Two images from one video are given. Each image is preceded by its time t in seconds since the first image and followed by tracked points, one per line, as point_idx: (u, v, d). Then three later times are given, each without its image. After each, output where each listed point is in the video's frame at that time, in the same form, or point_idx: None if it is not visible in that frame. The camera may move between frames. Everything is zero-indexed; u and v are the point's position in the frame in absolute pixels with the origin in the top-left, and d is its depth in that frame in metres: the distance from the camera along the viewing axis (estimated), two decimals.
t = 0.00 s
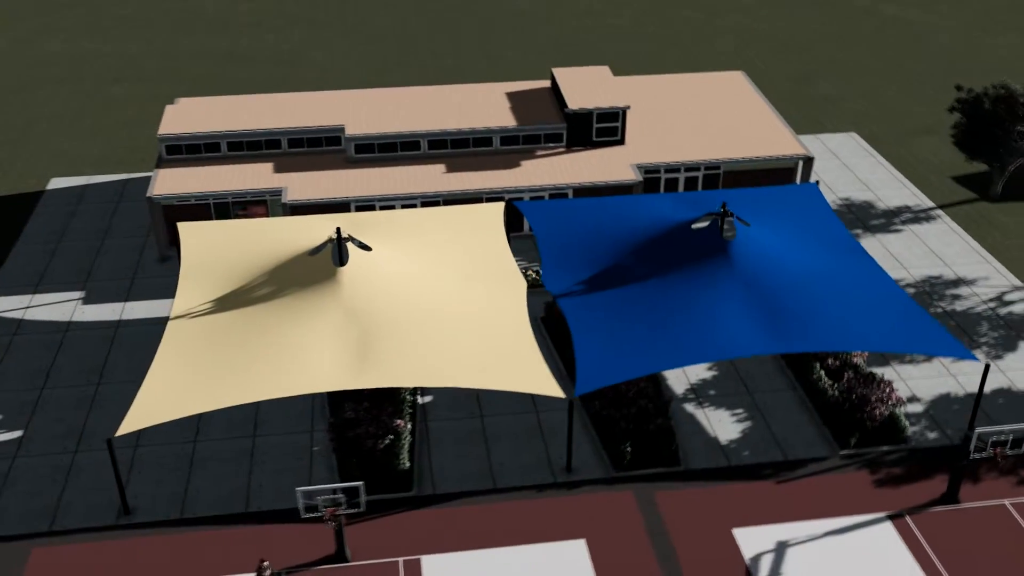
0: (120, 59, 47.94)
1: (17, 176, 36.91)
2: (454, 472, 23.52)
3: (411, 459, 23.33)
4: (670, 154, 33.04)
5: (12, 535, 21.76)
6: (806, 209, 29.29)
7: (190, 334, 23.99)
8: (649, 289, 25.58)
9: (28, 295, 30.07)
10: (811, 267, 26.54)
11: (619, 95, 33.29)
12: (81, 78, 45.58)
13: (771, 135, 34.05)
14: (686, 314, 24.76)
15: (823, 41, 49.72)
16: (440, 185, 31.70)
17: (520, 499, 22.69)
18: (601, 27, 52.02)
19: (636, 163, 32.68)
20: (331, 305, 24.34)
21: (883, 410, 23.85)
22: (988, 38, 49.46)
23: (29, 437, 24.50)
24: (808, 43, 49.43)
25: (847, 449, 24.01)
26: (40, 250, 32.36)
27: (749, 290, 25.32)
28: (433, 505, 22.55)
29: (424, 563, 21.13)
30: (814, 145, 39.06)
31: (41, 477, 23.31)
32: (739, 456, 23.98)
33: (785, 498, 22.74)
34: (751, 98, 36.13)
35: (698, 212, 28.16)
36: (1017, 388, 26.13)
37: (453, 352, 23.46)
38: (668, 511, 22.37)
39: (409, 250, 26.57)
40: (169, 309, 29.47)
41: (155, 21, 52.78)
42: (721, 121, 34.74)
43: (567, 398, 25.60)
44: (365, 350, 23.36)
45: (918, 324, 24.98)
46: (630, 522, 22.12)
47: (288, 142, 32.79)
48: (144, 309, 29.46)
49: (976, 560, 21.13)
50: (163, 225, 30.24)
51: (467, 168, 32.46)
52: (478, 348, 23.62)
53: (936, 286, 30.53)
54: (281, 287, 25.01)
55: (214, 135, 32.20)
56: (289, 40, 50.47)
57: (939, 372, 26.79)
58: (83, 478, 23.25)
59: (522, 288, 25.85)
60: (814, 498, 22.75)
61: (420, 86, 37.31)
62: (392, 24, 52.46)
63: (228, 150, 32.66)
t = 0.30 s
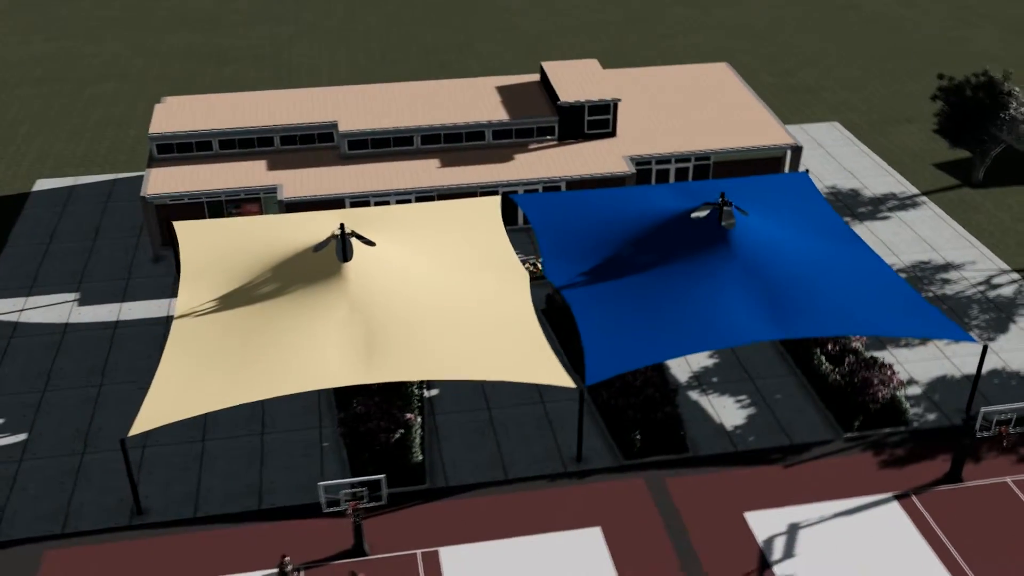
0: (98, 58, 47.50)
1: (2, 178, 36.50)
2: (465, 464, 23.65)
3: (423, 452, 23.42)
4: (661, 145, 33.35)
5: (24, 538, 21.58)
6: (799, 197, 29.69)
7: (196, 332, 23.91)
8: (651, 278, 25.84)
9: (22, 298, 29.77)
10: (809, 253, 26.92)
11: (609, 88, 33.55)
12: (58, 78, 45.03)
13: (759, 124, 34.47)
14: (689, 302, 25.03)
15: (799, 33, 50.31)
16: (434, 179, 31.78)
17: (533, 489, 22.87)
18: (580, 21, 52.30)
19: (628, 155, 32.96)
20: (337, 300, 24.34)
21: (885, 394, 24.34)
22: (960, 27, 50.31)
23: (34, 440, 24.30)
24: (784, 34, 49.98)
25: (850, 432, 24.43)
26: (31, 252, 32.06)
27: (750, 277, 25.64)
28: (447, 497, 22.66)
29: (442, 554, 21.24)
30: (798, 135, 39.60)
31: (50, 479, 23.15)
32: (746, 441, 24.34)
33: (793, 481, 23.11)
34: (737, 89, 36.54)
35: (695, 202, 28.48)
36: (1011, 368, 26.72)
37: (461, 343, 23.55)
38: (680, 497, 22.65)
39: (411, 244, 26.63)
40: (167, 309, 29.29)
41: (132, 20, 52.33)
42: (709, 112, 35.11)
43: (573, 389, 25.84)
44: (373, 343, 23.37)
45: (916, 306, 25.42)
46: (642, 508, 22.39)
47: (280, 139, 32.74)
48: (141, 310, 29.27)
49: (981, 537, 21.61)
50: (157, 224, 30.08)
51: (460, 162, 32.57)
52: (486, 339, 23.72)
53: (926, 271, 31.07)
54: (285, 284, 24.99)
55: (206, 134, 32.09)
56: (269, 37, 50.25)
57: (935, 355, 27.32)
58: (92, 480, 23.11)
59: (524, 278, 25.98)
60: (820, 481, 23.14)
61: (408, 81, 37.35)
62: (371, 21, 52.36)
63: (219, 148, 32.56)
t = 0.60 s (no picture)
0: (77, 57, 47.03)
1: None
2: (475, 456, 23.82)
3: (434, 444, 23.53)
4: (653, 137, 33.66)
5: (37, 539, 21.45)
6: (793, 186, 30.07)
7: (202, 330, 23.82)
8: (653, 269, 26.10)
9: (18, 300, 29.51)
10: (806, 241, 27.30)
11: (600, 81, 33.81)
12: (38, 79, 44.55)
13: (747, 115, 34.86)
14: (691, 291, 25.30)
15: (778, 25, 50.83)
16: (430, 174, 31.86)
17: (545, 479, 23.09)
18: (561, 15, 52.54)
19: (620, 147, 33.24)
20: (343, 296, 24.36)
21: (886, 377, 24.80)
22: (934, 17, 51.10)
23: (40, 442, 24.11)
24: (763, 27, 50.48)
25: (853, 415, 24.86)
26: (23, 254, 31.78)
27: (750, 265, 25.96)
28: (460, 489, 22.81)
29: (459, 545, 21.38)
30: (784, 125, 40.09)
31: (59, 481, 23.01)
32: (751, 427, 24.71)
33: (800, 465, 23.49)
34: (724, 80, 36.94)
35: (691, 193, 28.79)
36: (1005, 350, 27.28)
37: (470, 335, 23.67)
38: (690, 483, 22.96)
39: (413, 239, 26.71)
40: (165, 308, 29.17)
41: (110, 18, 51.88)
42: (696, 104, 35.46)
43: (578, 380, 26.10)
44: (382, 336, 23.43)
45: (914, 290, 25.85)
46: (654, 494, 22.68)
47: (274, 137, 32.72)
48: (139, 310, 29.14)
49: (987, 515, 22.08)
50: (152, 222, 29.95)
51: (455, 157, 32.69)
52: (493, 331, 23.85)
53: (917, 257, 31.59)
54: (289, 281, 24.99)
55: (198, 132, 32.00)
56: (249, 35, 50.03)
57: (930, 338, 27.82)
58: (102, 481, 23.00)
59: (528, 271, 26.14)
60: (826, 464, 23.54)
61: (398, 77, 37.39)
62: (351, 17, 52.27)
63: (212, 146, 32.48)
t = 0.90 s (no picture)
0: (58, 56, 46.61)
1: None
2: (485, 447, 24.01)
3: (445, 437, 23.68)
4: (645, 130, 33.95)
5: (51, 540, 21.38)
6: (786, 176, 30.46)
7: (209, 327, 23.78)
8: (655, 259, 26.37)
9: (14, 301, 29.30)
10: (803, 229, 27.67)
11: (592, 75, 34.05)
12: (20, 79, 44.10)
13: (737, 106, 35.22)
14: (693, 280, 25.58)
15: (759, 18, 51.33)
16: (426, 168, 31.95)
17: (556, 468, 23.31)
18: (542, 10, 52.75)
19: (614, 140, 33.49)
20: (350, 291, 24.41)
21: (886, 362, 25.23)
22: (911, 10, 51.88)
23: (47, 443, 24.00)
24: (744, 20, 50.97)
25: (855, 400, 25.29)
26: (17, 255, 31.55)
27: (750, 253, 26.29)
28: (473, 480, 22.98)
29: (475, 536, 21.55)
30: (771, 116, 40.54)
31: (69, 481, 22.92)
32: (756, 413, 25.08)
33: (806, 449, 23.88)
34: (712, 72, 37.31)
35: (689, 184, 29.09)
36: (998, 334, 27.83)
37: (478, 327, 23.81)
38: (700, 469, 23.27)
39: (416, 234, 26.83)
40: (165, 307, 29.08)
41: (88, 17, 51.45)
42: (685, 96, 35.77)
43: (582, 371, 26.35)
44: (391, 330, 23.50)
45: (910, 276, 26.28)
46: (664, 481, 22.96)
47: (268, 134, 32.69)
48: (139, 309, 29.03)
49: (989, 494, 22.56)
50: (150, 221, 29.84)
51: (451, 152, 32.81)
52: (501, 323, 24.00)
53: (908, 244, 32.11)
54: (295, 277, 25.01)
55: (193, 130, 31.91)
56: (232, 32, 49.80)
57: (926, 323, 28.31)
58: (113, 480, 22.95)
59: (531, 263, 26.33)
60: (831, 448, 23.95)
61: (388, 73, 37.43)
62: (333, 14, 52.17)
63: (207, 144, 32.40)
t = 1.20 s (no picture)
0: (41, 57, 46.25)
1: None
2: (496, 439, 24.22)
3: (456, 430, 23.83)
4: (640, 123, 34.22)
5: (66, 540, 21.33)
6: (781, 167, 30.82)
7: (217, 324, 23.77)
8: (657, 250, 26.62)
9: (13, 303, 29.11)
10: (800, 219, 28.03)
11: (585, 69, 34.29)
12: (5, 80, 43.74)
13: (729, 99, 35.59)
14: (696, 270, 25.85)
15: (741, 12, 51.81)
16: (424, 164, 32.07)
17: (567, 459, 23.52)
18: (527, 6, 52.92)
19: (609, 134, 33.74)
20: (357, 286, 24.48)
21: (886, 348, 25.65)
22: (890, 4, 52.55)
23: (55, 443, 23.92)
24: (727, 15, 51.42)
25: (856, 385, 25.70)
26: (13, 256, 31.35)
27: (750, 243, 26.60)
28: (484, 472, 23.15)
29: (491, 527, 21.73)
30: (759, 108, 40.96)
31: (80, 481, 22.87)
32: (761, 400, 25.45)
33: (811, 435, 24.26)
34: (702, 66, 37.67)
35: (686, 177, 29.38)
36: (992, 319, 28.35)
37: (486, 320, 23.96)
38: (708, 456, 23.59)
39: (419, 230, 26.94)
40: (165, 306, 29.01)
41: (70, 17, 51.06)
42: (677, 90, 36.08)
43: (587, 362, 26.59)
44: (400, 324, 23.59)
45: (908, 263, 26.69)
46: (674, 469, 23.25)
47: (264, 132, 32.70)
48: (140, 308, 28.94)
49: (991, 475, 23.02)
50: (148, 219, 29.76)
51: (448, 147, 32.94)
52: (508, 315, 24.17)
53: (901, 233, 32.61)
54: (302, 274, 25.05)
55: (189, 129, 31.87)
56: (216, 31, 49.63)
57: (922, 310, 28.78)
58: (124, 480, 22.92)
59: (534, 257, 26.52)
60: (836, 433, 24.34)
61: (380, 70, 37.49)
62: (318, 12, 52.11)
63: (203, 143, 32.36)
